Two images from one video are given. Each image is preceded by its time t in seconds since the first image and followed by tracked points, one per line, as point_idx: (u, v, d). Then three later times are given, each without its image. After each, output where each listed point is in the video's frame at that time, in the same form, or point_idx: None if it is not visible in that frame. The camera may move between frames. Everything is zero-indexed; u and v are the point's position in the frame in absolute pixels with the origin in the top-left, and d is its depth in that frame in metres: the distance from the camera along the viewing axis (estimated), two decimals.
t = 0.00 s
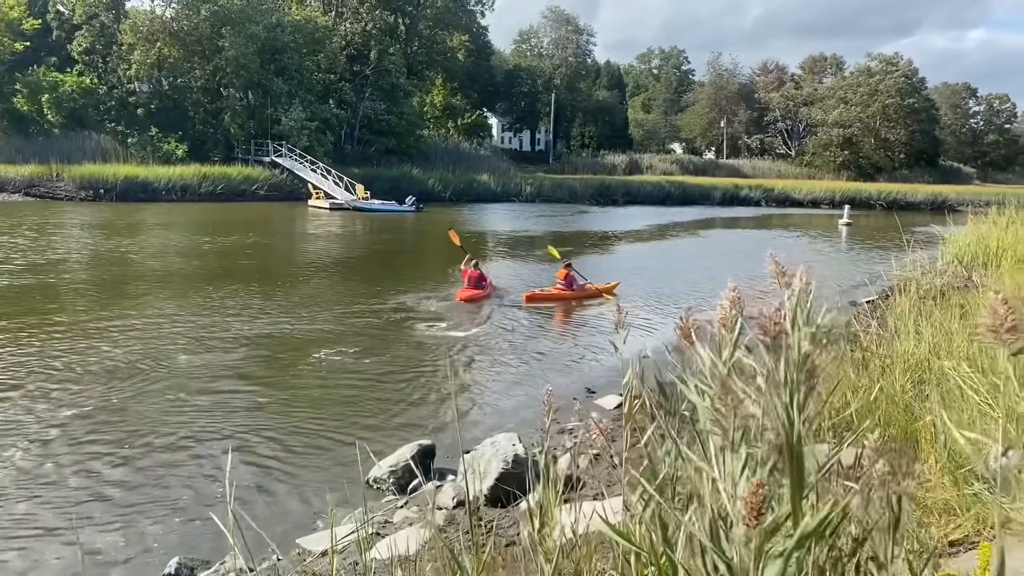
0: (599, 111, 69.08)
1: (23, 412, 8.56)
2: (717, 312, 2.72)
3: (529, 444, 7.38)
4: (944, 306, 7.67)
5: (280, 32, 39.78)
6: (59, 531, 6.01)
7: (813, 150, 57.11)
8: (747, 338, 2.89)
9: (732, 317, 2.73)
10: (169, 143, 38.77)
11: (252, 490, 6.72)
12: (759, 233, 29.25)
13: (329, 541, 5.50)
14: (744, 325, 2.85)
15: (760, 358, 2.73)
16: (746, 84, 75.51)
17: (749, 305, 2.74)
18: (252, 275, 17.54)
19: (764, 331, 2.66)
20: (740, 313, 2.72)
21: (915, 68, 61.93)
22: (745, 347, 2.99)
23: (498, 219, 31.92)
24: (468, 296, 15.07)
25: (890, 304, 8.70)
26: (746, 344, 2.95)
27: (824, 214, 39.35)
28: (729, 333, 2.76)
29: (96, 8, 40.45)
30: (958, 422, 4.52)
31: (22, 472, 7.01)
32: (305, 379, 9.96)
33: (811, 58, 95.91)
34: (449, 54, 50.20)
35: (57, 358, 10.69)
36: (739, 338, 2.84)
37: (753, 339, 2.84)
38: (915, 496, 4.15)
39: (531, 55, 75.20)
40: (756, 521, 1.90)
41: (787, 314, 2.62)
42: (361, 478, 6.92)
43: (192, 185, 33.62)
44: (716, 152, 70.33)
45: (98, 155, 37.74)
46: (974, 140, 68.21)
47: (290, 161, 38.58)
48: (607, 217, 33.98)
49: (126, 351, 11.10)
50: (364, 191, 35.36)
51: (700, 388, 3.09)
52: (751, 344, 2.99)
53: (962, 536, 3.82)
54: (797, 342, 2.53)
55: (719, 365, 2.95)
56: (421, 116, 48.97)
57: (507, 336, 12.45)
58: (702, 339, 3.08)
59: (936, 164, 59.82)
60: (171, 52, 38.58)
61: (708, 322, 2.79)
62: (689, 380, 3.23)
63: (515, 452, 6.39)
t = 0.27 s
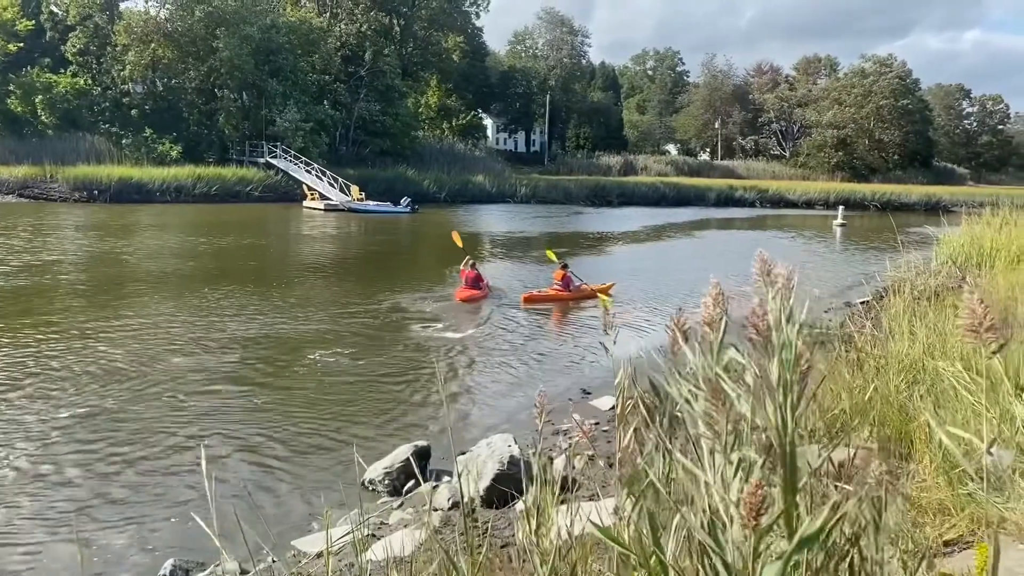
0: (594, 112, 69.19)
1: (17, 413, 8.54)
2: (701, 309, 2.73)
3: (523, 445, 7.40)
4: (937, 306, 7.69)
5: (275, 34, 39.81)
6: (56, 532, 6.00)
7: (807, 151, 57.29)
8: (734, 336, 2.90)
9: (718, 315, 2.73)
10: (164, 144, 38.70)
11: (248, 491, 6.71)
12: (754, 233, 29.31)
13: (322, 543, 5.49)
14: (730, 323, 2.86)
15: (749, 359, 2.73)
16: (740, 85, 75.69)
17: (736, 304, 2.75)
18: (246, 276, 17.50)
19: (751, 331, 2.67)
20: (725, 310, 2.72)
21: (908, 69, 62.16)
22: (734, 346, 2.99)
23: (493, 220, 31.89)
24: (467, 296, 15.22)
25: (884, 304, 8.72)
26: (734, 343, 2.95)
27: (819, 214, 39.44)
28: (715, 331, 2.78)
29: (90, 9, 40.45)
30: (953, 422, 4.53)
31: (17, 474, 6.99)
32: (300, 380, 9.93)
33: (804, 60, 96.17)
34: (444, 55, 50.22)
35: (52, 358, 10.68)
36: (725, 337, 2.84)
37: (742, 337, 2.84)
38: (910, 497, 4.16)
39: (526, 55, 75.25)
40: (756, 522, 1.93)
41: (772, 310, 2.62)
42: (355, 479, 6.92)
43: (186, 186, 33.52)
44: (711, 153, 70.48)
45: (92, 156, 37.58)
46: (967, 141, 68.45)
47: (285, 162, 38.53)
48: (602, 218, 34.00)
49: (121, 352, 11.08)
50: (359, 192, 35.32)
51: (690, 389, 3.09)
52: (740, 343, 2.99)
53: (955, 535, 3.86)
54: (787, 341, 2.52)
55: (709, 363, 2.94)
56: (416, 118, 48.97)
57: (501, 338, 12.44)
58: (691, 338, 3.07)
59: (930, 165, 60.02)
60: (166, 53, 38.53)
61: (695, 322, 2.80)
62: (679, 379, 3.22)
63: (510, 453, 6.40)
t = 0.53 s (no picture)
0: (589, 114, 69.28)
1: (13, 414, 8.52)
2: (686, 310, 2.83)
3: (520, 446, 7.40)
4: (931, 307, 7.71)
5: (270, 35, 39.76)
6: (52, 534, 5.98)
7: (802, 152, 57.46)
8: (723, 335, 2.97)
9: (704, 315, 2.80)
10: (158, 145, 38.62)
11: (243, 493, 6.70)
12: (749, 234, 29.38)
13: (318, 545, 5.48)
14: (717, 321, 2.93)
15: (739, 356, 2.80)
16: (736, 86, 75.86)
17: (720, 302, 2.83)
18: (241, 277, 17.48)
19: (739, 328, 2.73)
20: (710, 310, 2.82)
21: (902, 70, 62.33)
22: (724, 344, 3.06)
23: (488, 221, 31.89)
24: (465, 296, 15.28)
25: (879, 305, 8.74)
26: (723, 342, 3.02)
27: (814, 215, 39.53)
28: (701, 329, 2.87)
29: (85, 10, 40.37)
30: (948, 423, 4.54)
31: (14, 476, 6.97)
32: (295, 381, 9.92)
33: (799, 60, 96.38)
34: (439, 56, 50.18)
35: (47, 359, 10.66)
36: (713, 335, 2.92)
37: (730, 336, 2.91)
38: (904, 497, 4.16)
39: (522, 57, 75.21)
40: (754, 522, 1.93)
41: (757, 304, 2.70)
42: (351, 481, 6.90)
43: (181, 188, 33.45)
44: (706, 154, 70.57)
45: (86, 158, 37.17)
46: (961, 142, 68.64)
47: (280, 163, 38.48)
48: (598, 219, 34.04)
49: (116, 353, 11.05)
50: (355, 193, 35.30)
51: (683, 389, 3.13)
52: (729, 342, 3.05)
53: (950, 535, 3.86)
54: (775, 336, 2.56)
55: (702, 365, 2.95)
56: (411, 119, 48.95)
57: (496, 339, 12.44)
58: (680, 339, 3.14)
59: (924, 166, 60.19)
60: (161, 54, 38.38)
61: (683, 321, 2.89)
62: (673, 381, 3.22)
63: (505, 454, 6.39)
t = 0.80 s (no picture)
0: (584, 115, 69.37)
1: (8, 417, 8.48)
2: (677, 309, 2.85)
3: (516, 447, 7.40)
4: (926, 307, 7.72)
5: (264, 36, 39.75)
6: (48, 537, 5.97)
7: (796, 153, 57.63)
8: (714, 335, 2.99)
9: (695, 316, 2.82)
10: (153, 147, 38.50)
11: (238, 494, 6.68)
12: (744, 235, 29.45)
13: (314, 547, 5.46)
14: (707, 322, 2.96)
15: (728, 353, 2.83)
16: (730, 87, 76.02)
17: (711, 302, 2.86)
18: (235, 279, 17.43)
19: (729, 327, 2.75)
20: (700, 309, 2.85)
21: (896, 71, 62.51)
22: (715, 345, 3.09)
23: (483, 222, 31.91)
24: (465, 296, 15.47)
25: (873, 306, 8.78)
26: (716, 343, 3.04)
27: (809, 216, 39.61)
28: (692, 330, 2.90)
29: (79, 11, 40.30)
30: (942, 423, 4.56)
31: (9, 479, 6.94)
32: (290, 383, 9.89)
33: (793, 61, 96.62)
34: (434, 57, 50.16)
35: (42, 361, 10.63)
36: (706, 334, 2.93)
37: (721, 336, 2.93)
38: (900, 497, 4.17)
39: (517, 58, 75.20)
40: (753, 522, 1.92)
41: (748, 304, 2.71)
42: (347, 482, 6.89)
43: (176, 189, 33.36)
44: (701, 155, 70.65)
45: (80, 159, 37.16)
46: (955, 143, 68.84)
47: (275, 165, 38.43)
48: (593, 220, 34.09)
49: (111, 355, 11.02)
50: (350, 195, 35.29)
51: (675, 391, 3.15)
52: (720, 342, 3.08)
53: (946, 535, 3.86)
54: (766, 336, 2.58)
55: (694, 366, 2.96)
56: (406, 120, 48.91)
57: (493, 340, 12.43)
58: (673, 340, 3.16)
59: (918, 166, 60.38)
60: (156, 56, 38.36)
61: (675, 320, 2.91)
62: (666, 383, 3.23)
63: (501, 455, 6.39)
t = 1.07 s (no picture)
0: (580, 116, 69.54)
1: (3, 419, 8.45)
2: (673, 310, 2.81)
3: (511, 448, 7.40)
4: (921, 308, 7.75)
5: (259, 37, 39.78)
6: (44, 540, 5.93)
7: (791, 154, 57.79)
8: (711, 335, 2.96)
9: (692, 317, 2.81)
10: (148, 148, 38.42)
11: (235, 496, 6.66)
12: (739, 236, 29.51)
13: (309, 548, 5.46)
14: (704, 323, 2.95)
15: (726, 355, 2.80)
16: (725, 88, 76.18)
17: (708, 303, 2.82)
18: (230, 280, 17.38)
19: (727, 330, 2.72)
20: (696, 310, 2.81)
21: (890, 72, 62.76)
22: (710, 346, 3.06)
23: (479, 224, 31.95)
24: (463, 295, 15.60)
25: (868, 306, 8.81)
26: (712, 343, 3.00)
27: (803, 217, 39.73)
28: (689, 331, 2.86)
29: (74, 13, 40.28)
30: (937, 423, 4.56)
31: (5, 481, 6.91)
32: (285, 384, 9.86)
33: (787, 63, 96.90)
34: (430, 59, 50.15)
35: (37, 362, 10.60)
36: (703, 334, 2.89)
37: (718, 337, 2.90)
38: (895, 498, 4.16)
39: (512, 59, 75.25)
40: (749, 524, 1.92)
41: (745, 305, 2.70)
42: (343, 484, 6.88)
43: (171, 191, 33.29)
44: (696, 156, 70.79)
45: (75, 160, 37.09)
46: (949, 144, 69.10)
47: (270, 166, 38.41)
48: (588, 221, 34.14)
49: (107, 357, 10.99)
50: (345, 197, 35.26)
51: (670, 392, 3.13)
52: (716, 343, 3.04)
53: (940, 535, 3.86)
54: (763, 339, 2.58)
55: (691, 367, 2.94)
56: (401, 121, 48.92)
57: (489, 341, 12.43)
58: (669, 340, 3.13)
59: (912, 168, 60.62)
60: (150, 57, 38.33)
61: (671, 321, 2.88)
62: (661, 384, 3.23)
63: (498, 456, 6.39)
